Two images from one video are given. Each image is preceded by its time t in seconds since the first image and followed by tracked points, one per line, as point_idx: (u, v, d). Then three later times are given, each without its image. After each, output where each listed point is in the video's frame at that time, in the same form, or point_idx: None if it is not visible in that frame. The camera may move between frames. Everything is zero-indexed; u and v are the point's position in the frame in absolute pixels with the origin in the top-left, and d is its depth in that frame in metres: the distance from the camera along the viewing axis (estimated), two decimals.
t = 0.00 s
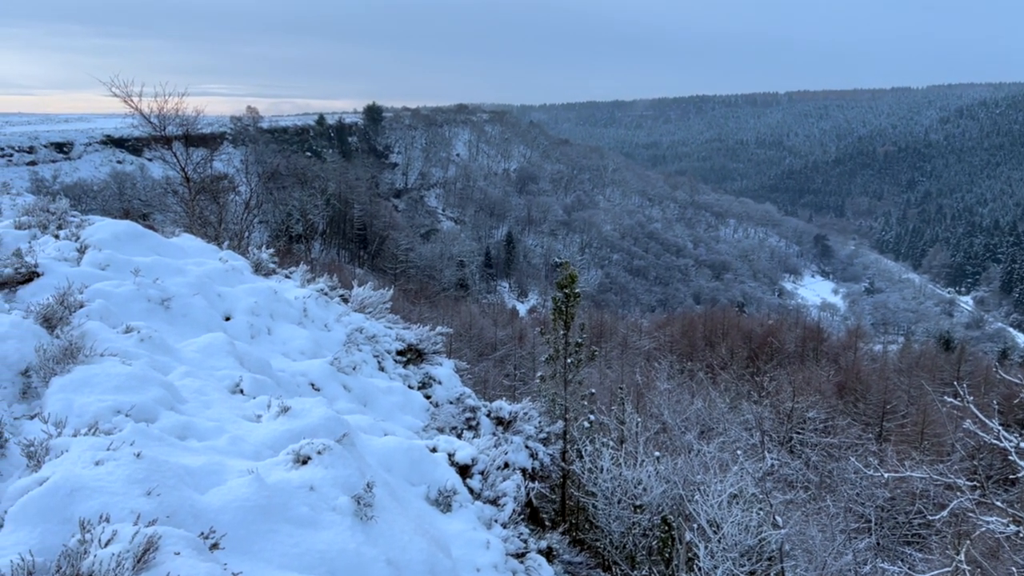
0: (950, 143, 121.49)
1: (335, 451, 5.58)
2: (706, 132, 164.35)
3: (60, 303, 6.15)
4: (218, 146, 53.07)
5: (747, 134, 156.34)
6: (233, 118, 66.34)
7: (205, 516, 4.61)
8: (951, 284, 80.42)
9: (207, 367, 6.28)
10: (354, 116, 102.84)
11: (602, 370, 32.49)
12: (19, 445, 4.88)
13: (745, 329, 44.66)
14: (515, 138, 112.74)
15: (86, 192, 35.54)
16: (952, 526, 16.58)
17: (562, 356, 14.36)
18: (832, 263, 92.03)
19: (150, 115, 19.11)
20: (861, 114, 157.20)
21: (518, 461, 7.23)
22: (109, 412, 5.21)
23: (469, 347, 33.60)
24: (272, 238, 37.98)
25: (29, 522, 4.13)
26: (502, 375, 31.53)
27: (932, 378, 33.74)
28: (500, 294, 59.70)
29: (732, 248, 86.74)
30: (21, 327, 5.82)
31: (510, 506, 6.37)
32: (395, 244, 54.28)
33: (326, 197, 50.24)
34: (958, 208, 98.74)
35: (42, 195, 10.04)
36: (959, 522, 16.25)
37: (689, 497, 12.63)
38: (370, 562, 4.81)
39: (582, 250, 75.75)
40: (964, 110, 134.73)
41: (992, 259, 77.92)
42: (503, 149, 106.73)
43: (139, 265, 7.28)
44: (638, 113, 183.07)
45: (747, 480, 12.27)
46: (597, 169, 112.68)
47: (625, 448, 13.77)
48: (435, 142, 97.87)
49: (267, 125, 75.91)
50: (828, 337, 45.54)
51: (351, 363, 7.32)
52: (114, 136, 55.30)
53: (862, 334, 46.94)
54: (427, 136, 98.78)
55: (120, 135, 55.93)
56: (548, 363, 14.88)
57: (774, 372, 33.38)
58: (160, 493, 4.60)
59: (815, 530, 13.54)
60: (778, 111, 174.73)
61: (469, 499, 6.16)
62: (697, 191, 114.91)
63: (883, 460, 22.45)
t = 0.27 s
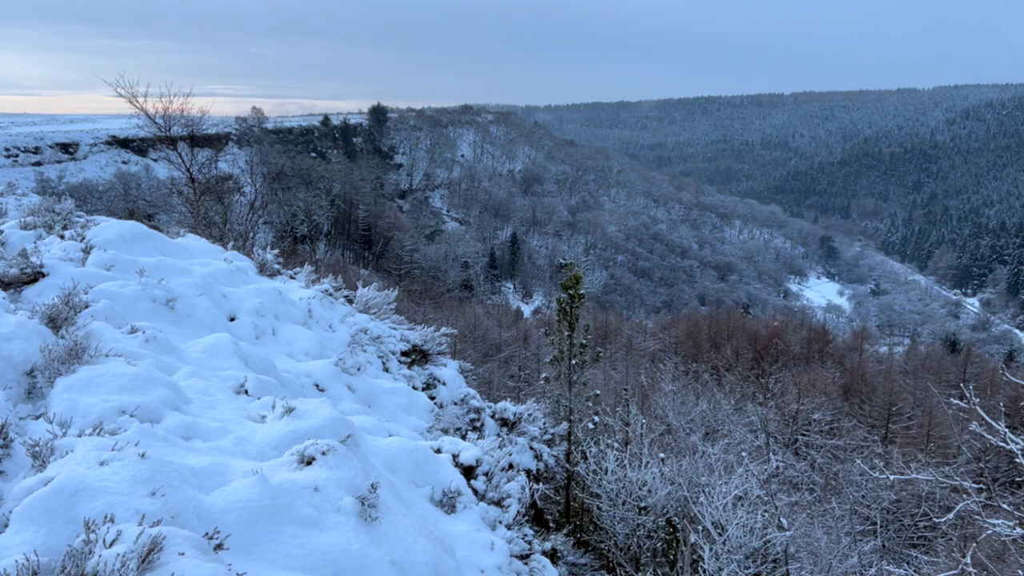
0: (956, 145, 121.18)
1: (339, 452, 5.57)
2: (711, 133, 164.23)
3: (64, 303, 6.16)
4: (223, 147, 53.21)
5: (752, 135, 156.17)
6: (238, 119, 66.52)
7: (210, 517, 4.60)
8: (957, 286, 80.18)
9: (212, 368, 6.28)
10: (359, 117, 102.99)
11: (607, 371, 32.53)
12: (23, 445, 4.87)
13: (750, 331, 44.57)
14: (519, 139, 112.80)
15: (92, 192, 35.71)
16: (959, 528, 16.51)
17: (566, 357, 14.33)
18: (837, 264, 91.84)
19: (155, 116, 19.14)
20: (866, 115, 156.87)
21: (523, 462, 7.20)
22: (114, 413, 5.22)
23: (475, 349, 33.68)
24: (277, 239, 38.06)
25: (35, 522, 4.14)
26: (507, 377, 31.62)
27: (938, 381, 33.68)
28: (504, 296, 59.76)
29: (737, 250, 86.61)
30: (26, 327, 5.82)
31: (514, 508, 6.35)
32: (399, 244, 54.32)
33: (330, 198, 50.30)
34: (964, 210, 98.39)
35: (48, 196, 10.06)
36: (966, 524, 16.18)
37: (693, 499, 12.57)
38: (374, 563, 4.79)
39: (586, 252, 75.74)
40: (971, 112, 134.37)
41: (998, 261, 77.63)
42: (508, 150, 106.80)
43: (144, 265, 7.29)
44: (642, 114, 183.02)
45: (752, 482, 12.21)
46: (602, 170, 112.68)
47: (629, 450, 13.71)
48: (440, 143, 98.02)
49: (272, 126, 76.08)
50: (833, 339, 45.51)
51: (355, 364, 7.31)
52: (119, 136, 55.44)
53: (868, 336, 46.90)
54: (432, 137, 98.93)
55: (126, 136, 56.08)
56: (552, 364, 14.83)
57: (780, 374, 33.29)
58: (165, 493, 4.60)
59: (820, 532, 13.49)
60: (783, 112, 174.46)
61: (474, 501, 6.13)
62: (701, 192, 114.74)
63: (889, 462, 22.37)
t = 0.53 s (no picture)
0: (962, 146, 120.83)
1: (344, 453, 5.56)
2: (716, 134, 164.00)
3: (70, 303, 6.16)
4: (228, 147, 53.31)
5: (757, 136, 155.93)
6: (243, 119, 66.66)
7: (215, 517, 4.60)
8: (963, 288, 79.93)
9: (217, 368, 6.28)
10: (364, 118, 103.11)
11: (612, 372, 32.50)
12: (29, 445, 4.87)
13: (755, 332, 44.44)
14: (524, 140, 112.84)
15: (98, 192, 35.82)
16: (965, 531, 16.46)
17: (571, 358, 14.29)
18: (843, 265, 91.62)
19: (160, 116, 19.17)
20: (873, 116, 156.47)
21: (527, 463, 7.18)
22: (119, 413, 5.22)
23: (479, 350, 33.64)
24: (282, 240, 38.13)
25: (40, 523, 4.14)
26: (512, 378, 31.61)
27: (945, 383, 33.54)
28: (509, 297, 59.74)
29: (742, 251, 86.45)
30: (32, 328, 5.83)
31: (519, 509, 6.32)
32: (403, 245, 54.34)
33: (335, 199, 50.35)
34: (971, 211, 98.04)
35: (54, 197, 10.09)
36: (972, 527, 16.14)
37: (698, 501, 12.53)
38: (379, 564, 4.79)
39: (591, 253, 75.74)
40: (978, 113, 133.93)
41: (1005, 263, 77.35)
42: (513, 151, 106.84)
43: (149, 265, 7.29)
44: (647, 115, 182.88)
45: (757, 484, 12.16)
46: (607, 171, 112.56)
47: (634, 451, 13.66)
48: (445, 143, 98.06)
49: (278, 127, 76.24)
50: (839, 341, 45.38)
51: (360, 365, 7.29)
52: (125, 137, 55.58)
53: (874, 338, 46.75)
54: (437, 138, 98.96)
55: (131, 136, 56.21)
56: (557, 365, 14.81)
57: (785, 376, 33.19)
58: (170, 493, 4.60)
59: (826, 535, 13.45)
60: (789, 114, 174.20)
61: (478, 502, 6.11)
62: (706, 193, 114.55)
63: (894, 464, 22.29)
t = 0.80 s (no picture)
0: (970, 147, 120.44)
1: (349, 453, 5.56)
2: (722, 135, 163.77)
3: (77, 304, 6.18)
4: (234, 148, 53.43)
5: (763, 137, 155.71)
6: (249, 120, 66.84)
7: (220, 517, 4.60)
8: (971, 290, 79.74)
9: (223, 368, 6.28)
10: (369, 119, 103.24)
11: (618, 374, 32.50)
12: (35, 444, 4.89)
13: (761, 334, 44.32)
14: (530, 141, 112.88)
15: (105, 193, 35.92)
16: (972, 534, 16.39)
17: (577, 359, 14.28)
18: (850, 267, 91.44)
19: (167, 117, 19.22)
20: (880, 117, 156.10)
21: (533, 465, 7.16)
22: (125, 413, 5.22)
23: (484, 351, 33.66)
24: (288, 240, 38.22)
25: (47, 522, 4.14)
26: (519, 379, 31.62)
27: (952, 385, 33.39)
28: (515, 298, 59.76)
29: (748, 252, 86.28)
30: (38, 327, 5.84)
31: (525, 510, 6.31)
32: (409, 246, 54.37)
33: (341, 200, 50.41)
34: (978, 213, 97.76)
35: (61, 197, 10.13)
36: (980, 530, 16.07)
37: (704, 503, 12.48)
38: (385, 564, 4.78)
39: (597, 254, 75.76)
40: (987, 114, 133.57)
41: (1013, 264, 77.14)
42: (518, 152, 106.85)
43: (155, 266, 7.31)
44: (653, 116, 182.89)
45: (764, 486, 12.10)
46: (612, 172, 112.46)
47: (640, 453, 13.60)
48: (451, 144, 98.05)
49: (284, 128, 76.39)
50: (846, 343, 45.25)
51: (365, 366, 7.28)
52: (131, 138, 55.71)
53: (881, 340, 46.63)
54: (443, 139, 99.00)
55: (138, 137, 56.32)
56: (563, 367, 14.79)
57: (791, 378, 33.11)
58: (176, 494, 4.60)
59: (832, 537, 13.39)
60: (796, 115, 173.91)
61: (484, 503, 6.09)
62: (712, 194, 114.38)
63: (901, 467, 22.20)
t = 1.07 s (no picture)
0: (978, 149, 120.05)
1: (356, 454, 5.56)
2: (729, 136, 163.59)
3: (84, 304, 6.19)
4: (241, 149, 53.55)
5: (771, 139, 155.48)
6: (256, 121, 67.02)
7: (226, 518, 4.60)
8: (979, 292, 79.53)
9: (230, 369, 6.28)
10: (376, 119, 103.36)
11: (625, 376, 32.49)
12: (43, 445, 4.90)
13: (768, 335, 44.19)
14: (537, 142, 112.91)
15: (112, 194, 36.01)
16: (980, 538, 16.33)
17: (583, 361, 14.31)
18: (857, 268, 91.32)
19: (174, 118, 19.29)
20: (888, 118, 155.72)
21: (540, 466, 7.13)
22: (132, 413, 5.23)
23: (490, 352, 33.70)
24: (294, 242, 38.43)
25: (53, 523, 4.15)
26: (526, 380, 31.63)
27: (961, 388, 33.25)
28: (521, 299, 59.78)
29: (756, 254, 86.12)
30: (46, 328, 5.85)
31: (531, 512, 6.28)
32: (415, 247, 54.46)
33: (347, 201, 50.53)
34: (987, 214, 97.36)
35: (69, 198, 10.17)
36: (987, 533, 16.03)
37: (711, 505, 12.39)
38: (390, 566, 4.77)
39: (604, 255, 75.89)
40: (995, 116, 133.22)
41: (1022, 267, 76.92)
42: (525, 154, 106.90)
43: (163, 267, 7.32)
44: (660, 117, 183.01)
45: (771, 488, 12.03)
46: (619, 173, 112.34)
47: (646, 455, 13.53)
48: (457, 145, 98.10)
49: (290, 128, 76.57)
50: (854, 345, 45.20)
51: (371, 367, 7.27)
52: (138, 139, 55.81)
53: (889, 342, 46.48)
54: (450, 140, 99.07)
55: (144, 138, 56.39)
56: (569, 368, 14.84)
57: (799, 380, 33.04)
58: (183, 494, 4.60)
59: (840, 540, 13.33)
60: (804, 116, 173.56)
61: (490, 504, 6.06)
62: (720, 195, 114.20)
63: (909, 469, 22.14)
